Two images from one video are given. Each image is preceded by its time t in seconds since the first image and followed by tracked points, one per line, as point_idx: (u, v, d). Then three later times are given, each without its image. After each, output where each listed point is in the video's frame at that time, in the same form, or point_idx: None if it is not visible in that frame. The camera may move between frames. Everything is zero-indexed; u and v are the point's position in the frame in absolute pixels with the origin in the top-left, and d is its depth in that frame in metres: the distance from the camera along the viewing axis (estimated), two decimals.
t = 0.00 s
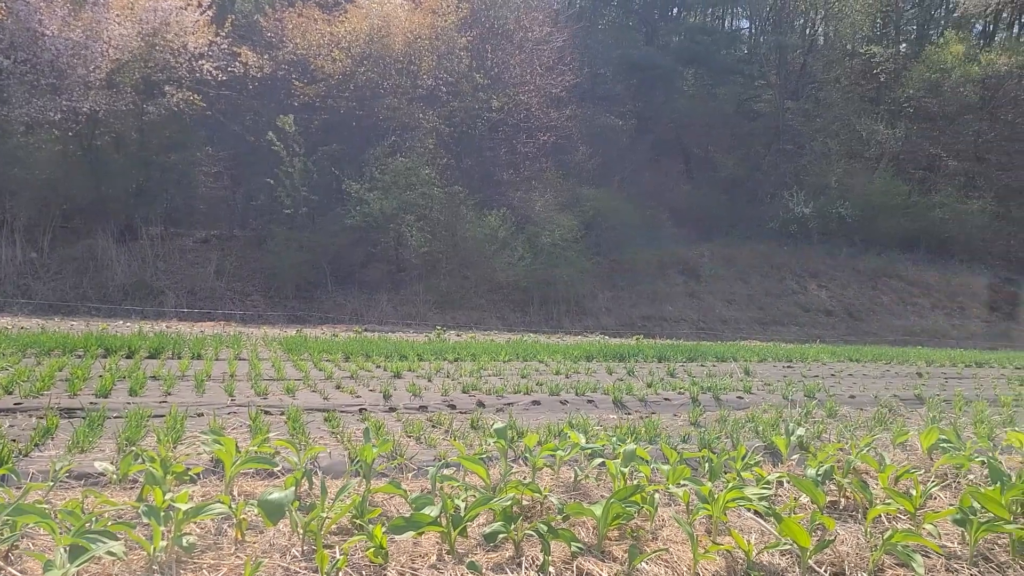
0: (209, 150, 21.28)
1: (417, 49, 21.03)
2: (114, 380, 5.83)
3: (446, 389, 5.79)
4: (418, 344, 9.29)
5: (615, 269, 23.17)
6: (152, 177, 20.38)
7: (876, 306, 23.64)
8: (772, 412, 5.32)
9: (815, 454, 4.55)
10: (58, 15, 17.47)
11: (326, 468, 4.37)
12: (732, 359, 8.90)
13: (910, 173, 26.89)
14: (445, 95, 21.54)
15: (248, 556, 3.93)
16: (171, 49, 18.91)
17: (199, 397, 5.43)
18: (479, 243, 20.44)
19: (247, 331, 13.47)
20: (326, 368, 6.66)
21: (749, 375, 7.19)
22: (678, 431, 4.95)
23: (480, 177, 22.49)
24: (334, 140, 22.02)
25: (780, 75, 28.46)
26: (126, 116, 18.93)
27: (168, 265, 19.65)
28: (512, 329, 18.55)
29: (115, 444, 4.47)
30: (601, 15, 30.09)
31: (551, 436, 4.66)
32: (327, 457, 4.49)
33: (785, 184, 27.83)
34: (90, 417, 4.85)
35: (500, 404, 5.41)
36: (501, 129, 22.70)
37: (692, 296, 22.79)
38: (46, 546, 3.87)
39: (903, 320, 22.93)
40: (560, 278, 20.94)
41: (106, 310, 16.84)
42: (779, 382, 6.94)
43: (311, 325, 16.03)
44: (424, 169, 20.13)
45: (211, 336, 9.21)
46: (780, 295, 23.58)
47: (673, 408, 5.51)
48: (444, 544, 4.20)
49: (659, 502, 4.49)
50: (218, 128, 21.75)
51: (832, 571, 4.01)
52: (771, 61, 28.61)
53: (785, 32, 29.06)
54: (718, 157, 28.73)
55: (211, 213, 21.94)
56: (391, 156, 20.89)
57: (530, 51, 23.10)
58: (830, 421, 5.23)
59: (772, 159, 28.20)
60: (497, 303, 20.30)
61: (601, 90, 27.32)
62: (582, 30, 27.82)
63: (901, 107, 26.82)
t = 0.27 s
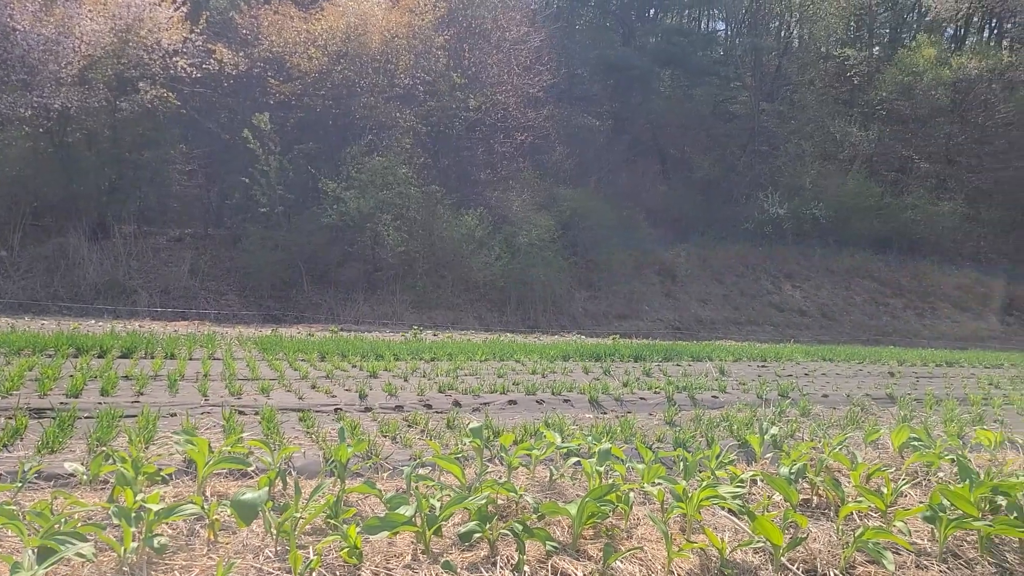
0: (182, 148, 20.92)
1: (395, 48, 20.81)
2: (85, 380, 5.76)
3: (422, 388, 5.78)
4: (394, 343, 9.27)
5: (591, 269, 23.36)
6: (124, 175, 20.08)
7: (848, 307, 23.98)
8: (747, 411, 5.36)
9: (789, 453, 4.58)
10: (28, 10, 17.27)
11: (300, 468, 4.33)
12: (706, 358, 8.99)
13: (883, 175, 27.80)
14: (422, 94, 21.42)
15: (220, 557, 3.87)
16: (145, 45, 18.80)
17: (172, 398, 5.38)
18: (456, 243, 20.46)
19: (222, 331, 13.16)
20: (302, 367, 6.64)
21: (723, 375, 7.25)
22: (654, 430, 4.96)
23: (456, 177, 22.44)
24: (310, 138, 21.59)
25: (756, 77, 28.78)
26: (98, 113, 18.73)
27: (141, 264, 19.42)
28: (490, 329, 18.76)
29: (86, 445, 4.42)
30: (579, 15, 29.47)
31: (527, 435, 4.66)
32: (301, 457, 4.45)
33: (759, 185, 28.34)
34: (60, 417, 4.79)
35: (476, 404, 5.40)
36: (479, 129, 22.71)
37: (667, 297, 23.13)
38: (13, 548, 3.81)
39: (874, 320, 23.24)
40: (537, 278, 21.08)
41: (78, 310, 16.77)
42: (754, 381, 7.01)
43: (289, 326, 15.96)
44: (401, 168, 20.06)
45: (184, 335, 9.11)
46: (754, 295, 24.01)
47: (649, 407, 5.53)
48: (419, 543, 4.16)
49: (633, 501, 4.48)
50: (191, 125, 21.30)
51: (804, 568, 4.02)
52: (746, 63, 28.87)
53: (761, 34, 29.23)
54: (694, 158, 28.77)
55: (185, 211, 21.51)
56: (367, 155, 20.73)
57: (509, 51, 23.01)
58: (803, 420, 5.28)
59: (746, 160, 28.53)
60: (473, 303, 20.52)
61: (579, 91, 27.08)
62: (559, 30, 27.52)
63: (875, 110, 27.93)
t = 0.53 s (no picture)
0: (156, 146, 20.63)
1: (372, 47, 20.73)
2: (56, 379, 5.69)
3: (399, 388, 5.76)
4: (370, 343, 9.25)
5: (570, 269, 23.36)
6: (98, 172, 19.97)
7: (824, 306, 24.17)
8: (721, 411, 5.39)
9: (763, 452, 4.60)
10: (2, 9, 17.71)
11: (274, 468, 4.29)
12: (682, 358, 9.04)
13: (858, 177, 28.28)
14: (400, 93, 21.20)
15: (192, 558, 3.82)
16: (118, 42, 18.95)
17: (145, 398, 5.33)
18: (433, 242, 20.39)
19: (197, 330, 12.86)
20: (277, 367, 6.61)
21: (699, 375, 7.29)
22: (630, 430, 4.98)
23: (434, 177, 22.44)
24: (287, 138, 21.58)
25: (732, 79, 29.33)
26: (71, 110, 18.73)
27: (115, 263, 19.14)
28: (467, 328, 18.74)
29: (56, 446, 4.37)
30: (558, 16, 29.29)
31: (503, 435, 4.65)
32: (276, 457, 4.41)
33: (735, 186, 28.70)
34: (29, 418, 4.73)
35: (453, 404, 5.40)
36: (456, 129, 22.85)
37: (645, 297, 23.24)
38: None
39: (849, 320, 23.42)
40: (514, 279, 20.99)
41: (49, 309, 16.59)
42: (729, 381, 7.05)
43: (264, 325, 15.84)
44: (378, 168, 20.04)
45: (159, 336, 9.03)
46: (731, 295, 24.17)
47: (626, 407, 5.55)
48: (394, 544, 4.11)
49: (609, 500, 4.48)
50: (166, 123, 20.97)
51: (777, 566, 4.04)
52: (723, 65, 29.45)
53: (737, 37, 29.45)
54: (671, 159, 29.02)
55: (159, 210, 21.08)
56: (345, 154, 20.65)
57: (487, 51, 23.07)
58: (778, 419, 5.32)
59: (723, 162, 28.93)
60: (451, 302, 20.43)
61: (556, 91, 27.36)
62: (537, 30, 27.92)
63: (849, 112, 28.32)
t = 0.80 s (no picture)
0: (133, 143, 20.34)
1: (352, 44, 20.97)
2: (29, 378, 5.62)
3: (377, 388, 5.75)
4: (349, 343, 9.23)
5: (550, 269, 23.42)
6: (73, 169, 19.50)
7: (802, 306, 24.34)
8: (699, 410, 5.41)
9: (740, 450, 4.62)
10: None
11: (251, 468, 4.25)
12: (661, 357, 9.09)
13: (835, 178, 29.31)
14: (380, 91, 21.62)
15: (166, 559, 3.77)
16: (95, 38, 18.62)
17: (120, 397, 5.28)
18: (413, 241, 20.33)
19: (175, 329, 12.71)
20: (255, 366, 6.57)
21: (677, 374, 7.33)
22: (608, 429, 4.99)
23: (414, 176, 22.75)
24: (265, 135, 21.22)
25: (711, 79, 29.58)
26: (45, 106, 18.38)
27: (91, 261, 18.89)
28: (447, 327, 18.75)
29: (28, 447, 4.31)
30: (537, 16, 29.38)
31: (481, 434, 4.64)
32: (252, 457, 4.37)
33: (715, 186, 28.71)
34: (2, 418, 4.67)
35: (432, 403, 5.39)
36: (437, 128, 23.29)
37: (624, 297, 23.33)
38: None
39: (826, 319, 23.61)
40: (494, 278, 21.03)
41: (24, 307, 16.26)
42: (707, 380, 7.08)
43: (243, 324, 15.77)
44: (358, 166, 20.10)
45: (135, 335, 8.99)
46: (710, 295, 24.24)
47: (604, 406, 5.56)
48: (371, 543, 4.07)
49: (586, 499, 4.48)
50: (142, 121, 20.81)
51: (753, 564, 4.05)
52: (702, 66, 29.81)
53: (716, 37, 29.91)
54: (651, 159, 29.14)
55: (135, 208, 20.80)
56: (324, 152, 20.63)
57: (467, 49, 23.68)
58: (755, 417, 5.36)
59: (702, 163, 28.93)
60: (431, 301, 20.46)
61: (535, 91, 27.75)
62: (517, 29, 28.05)
63: (826, 113, 29.12)
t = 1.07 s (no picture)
0: (107, 139, 19.97)
1: (328, 41, 20.89)
2: None
3: (353, 387, 5.73)
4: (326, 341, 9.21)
5: (528, 268, 23.51)
6: (44, 165, 19.09)
7: (777, 306, 24.65)
8: (675, 409, 5.44)
9: (714, 449, 4.64)
10: None
11: (224, 467, 4.21)
12: (638, 356, 9.16)
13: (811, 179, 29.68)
14: (358, 89, 21.57)
15: (136, 560, 3.72)
16: (68, 33, 18.59)
17: (92, 397, 5.22)
18: (390, 239, 20.31)
19: (147, 329, 12.68)
20: (230, 365, 6.52)
21: (653, 373, 7.38)
22: (584, 428, 4.99)
23: (392, 175, 22.81)
24: (241, 132, 21.07)
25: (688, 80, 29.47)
26: (15, 102, 18.18)
27: (64, 258, 18.78)
28: (424, 326, 18.87)
29: None
30: (516, 15, 28.63)
31: (457, 433, 4.63)
32: (226, 456, 4.33)
33: (693, 186, 28.96)
34: None
35: (408, 402, 5.37)
36: (414, 126, 23.11)
37: (601, 297, 23.51)
38: None
39: (800, 319, 24.10)
40: (472, 276, 21.15)
41: None
42: (683, 379, 7.13)
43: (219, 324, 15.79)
44: (336, 164, 20.19)
45: (111, 333, 8.92)
46: (685, 295, 24.49)
47: (580, 405, 5.57)
48: (345, 543, 4.03)
49: (562, 498, 4.47)
50: (115, 117, 20.34)
51: (726, 562, 4.07)
52: (679, 66, 29.42)
53: (694, 38, 29.78)
54: (629, 159, 28.97)
55: (110, 205, 20.59)
56: (301, 150, 20.54)
57: (445, 48, 23.59)
58: (730, 416, 5.39)
59: (679, 163, 29.04)
60: (409, 301, 20.56)
61: (514, 91, 27.18)
62: (495, 28, 27.45)
63: (802, 115, 29.68)
